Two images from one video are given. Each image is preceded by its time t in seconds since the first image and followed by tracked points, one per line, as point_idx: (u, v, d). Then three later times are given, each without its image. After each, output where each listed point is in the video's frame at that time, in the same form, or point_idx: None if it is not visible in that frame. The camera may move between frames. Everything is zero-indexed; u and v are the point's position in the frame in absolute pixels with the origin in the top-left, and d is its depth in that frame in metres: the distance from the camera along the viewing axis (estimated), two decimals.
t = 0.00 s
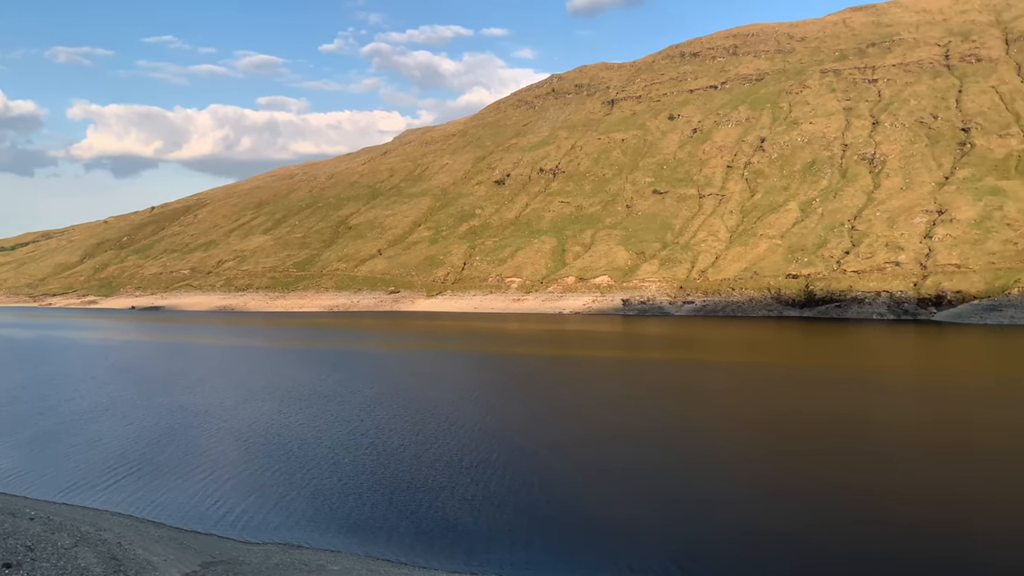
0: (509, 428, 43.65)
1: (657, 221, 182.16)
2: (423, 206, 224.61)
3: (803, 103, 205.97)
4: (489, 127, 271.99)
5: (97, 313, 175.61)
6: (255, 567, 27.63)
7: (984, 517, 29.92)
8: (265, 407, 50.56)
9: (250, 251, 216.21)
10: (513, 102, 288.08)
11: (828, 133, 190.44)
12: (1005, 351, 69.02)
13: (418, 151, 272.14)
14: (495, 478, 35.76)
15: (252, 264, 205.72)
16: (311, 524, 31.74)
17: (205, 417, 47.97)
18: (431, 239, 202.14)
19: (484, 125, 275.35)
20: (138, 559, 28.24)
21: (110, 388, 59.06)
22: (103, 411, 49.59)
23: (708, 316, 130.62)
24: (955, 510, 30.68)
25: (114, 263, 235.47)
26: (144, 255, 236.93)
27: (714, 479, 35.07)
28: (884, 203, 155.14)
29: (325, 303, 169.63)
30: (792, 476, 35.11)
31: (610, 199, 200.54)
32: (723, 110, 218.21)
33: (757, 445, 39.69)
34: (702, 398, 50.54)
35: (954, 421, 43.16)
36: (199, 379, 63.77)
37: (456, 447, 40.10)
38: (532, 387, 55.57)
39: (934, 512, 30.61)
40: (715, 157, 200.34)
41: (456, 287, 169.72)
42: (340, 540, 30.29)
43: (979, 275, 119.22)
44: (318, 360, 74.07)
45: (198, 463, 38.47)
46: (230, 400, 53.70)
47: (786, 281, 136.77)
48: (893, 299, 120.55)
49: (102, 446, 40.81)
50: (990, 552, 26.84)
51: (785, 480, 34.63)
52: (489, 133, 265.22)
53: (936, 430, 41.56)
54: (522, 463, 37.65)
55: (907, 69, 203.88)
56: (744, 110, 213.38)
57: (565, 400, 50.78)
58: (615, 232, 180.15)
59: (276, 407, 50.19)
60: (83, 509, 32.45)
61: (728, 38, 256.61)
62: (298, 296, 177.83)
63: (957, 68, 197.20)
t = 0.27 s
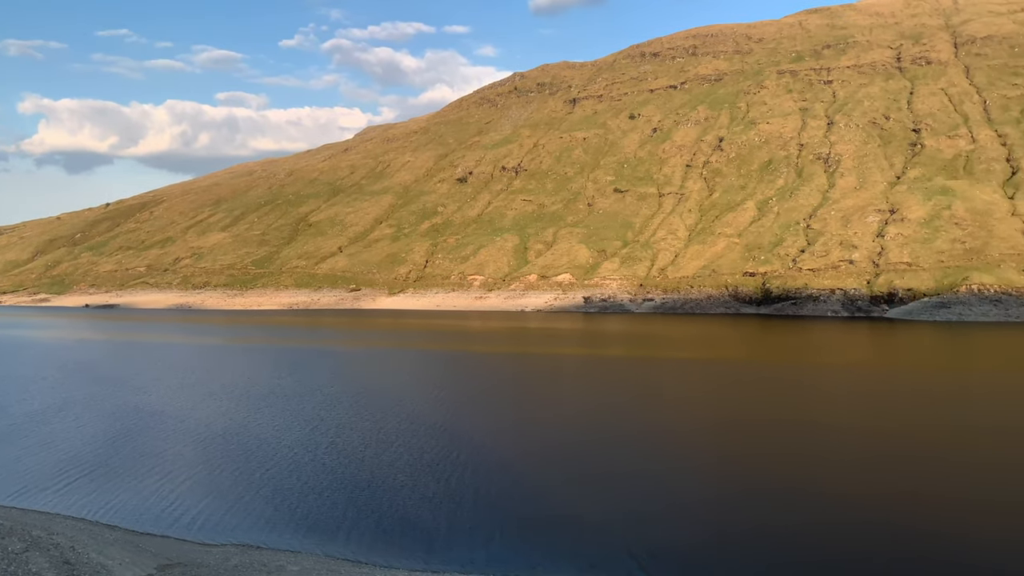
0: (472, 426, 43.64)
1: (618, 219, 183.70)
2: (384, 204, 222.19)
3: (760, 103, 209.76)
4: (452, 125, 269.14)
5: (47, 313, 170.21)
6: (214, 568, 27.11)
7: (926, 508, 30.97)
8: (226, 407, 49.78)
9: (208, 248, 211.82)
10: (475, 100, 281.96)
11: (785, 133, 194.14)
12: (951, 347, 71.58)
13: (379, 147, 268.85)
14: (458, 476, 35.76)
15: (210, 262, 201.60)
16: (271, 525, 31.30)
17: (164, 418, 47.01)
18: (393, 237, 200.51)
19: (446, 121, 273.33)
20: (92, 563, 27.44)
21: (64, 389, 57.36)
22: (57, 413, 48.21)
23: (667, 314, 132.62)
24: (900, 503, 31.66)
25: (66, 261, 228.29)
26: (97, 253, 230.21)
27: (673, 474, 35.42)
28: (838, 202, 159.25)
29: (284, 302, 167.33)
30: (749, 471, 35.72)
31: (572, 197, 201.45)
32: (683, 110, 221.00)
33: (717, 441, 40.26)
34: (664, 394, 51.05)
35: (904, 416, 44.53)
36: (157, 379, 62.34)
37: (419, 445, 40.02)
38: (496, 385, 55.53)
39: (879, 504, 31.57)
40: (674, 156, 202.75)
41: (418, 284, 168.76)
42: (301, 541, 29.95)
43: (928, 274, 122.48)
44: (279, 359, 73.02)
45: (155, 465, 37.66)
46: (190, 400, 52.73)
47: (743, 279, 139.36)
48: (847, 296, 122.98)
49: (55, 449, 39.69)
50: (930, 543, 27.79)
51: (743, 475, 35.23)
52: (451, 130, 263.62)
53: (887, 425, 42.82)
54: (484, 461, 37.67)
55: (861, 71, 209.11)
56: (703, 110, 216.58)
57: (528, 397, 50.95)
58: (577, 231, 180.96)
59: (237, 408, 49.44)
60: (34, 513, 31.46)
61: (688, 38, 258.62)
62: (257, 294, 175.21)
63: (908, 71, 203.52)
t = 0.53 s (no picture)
0: (433, 424, 43.47)
1: (578, 216, 185.04)
2: (344, 200, 219.62)
3: (717, 103, 213.48)
4: (412, 121, 267.05)
5: None
6: (169, 570, 26.41)
7: (892, 499, 30.89)
8: (183, 408, 48.74)
9: (163, 245, 207.18)
10: (436, 96, 279.70)
11: (741, 132, 197.46)
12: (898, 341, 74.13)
13: (338, 143, 265.16)
14: (419, 473, 35.56)
15: (165, 258, 197.22)
16: (229, 527, 30.67)
17: (119, 419, 45.81)
18: (352, 233, 198.68)
19: (406, 117, 270.94)
20: (41, 566, 26.46)
21: (13, 391, 55.35)
22: (5, 415, 46.58)
23: (626, 310, 134.07)
24: (866, 493, 31.62)
25: (13, 258, 220.47)
26: (47, 249, 222.87)
27: (635, 467, 35.54)
28: (793, 200, 162.98)
29: (241, 299, 164.67)
30: (709, 463, 35.90)
31: (533, 194, 202.02)
32: (642, 109, 223.44)
33: (678, 435, 40.59)
34: (626, 391, 51.39)
35: (859, 410, 45.45)
36: (111, 379, 60.67)
37: (380, 444, 39.71)
38: (457, 383, 55.38)
39: (845, 495, 31.51)
40: (633, 155, 204.94)
41: (378, 282, 167.70)
42: (260, 542, 29.40)
43: (880, 270, 126.69)
44: (236, 358, 71.74)
45: (108, 468, 36.67)
46: (146, 401, 51.49)
47: (699, 276, 141.78)
48: (801, 293, 126.30)
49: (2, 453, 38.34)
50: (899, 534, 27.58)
51: (703, 468, 35.38)
52: (412, 126, 261.74)
53: (844, 418, 43.70)
54: (445, 458, 37.50)
55: (815, 71, 216.80)
56: (661, 109, 219.48)
57: (491, 395, 50.89)
58: (537, 228, 181.81)
59: (195, 408, 48.45)
60: None
61: (646, 37, 261.29)
62: (213, 292, 172.11)
63: (861, 72, 211.93)
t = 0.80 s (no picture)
0: (393, 422, 43.30)
1: (537, 215, 185.91)
2: (301, 197, 216.58)
3: (674, 103, 216.26)
4: (371, 117, 264.44)
5: None
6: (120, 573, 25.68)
7: (847, 493, 31.54)
8: (137, 408, 47.62)
9: (116, 242, 202.08)
10: (394, 92, 279.55)
11: (697, 132, 200.31)
12: (848, 337, 76.37)
13: (295, 139, 261.15)
14: (377, 471, 35.38)
15: (118, 256, 192.34)
16: (184, 529, 29.98)
17: (69, 421, 44.50)
18: (310, 231, 196.43)
19: (365, 113, 268.48)
20: None
21: None
22: None
23: (584, 308, 135.05)
24: (823, 487, 32.24)
25: None
26: None
27: (594, 465, 35.66)
28: (747, 199, 165.86)
29: (195, 297, 161.51)
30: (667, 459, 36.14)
31: (492, 192, 202.24)
32: (600, 108, 225.30)
33: (636, 431, 41.05)
34: (587, 389, 51.75)
35: (813, 405, 46.35)
36: (60, 380, 58.84)
37: (339, 443, 39.42)
38: (417, 382, 55.15)
39: (796, 490, 32.09)
40: (592, 153, 206.20)
41: (336, 280, 166.16)
42: (215, 543, 28.79)
43: (830, 268, 129.93)
44: (190, 358, 70.29)
45: (56, 471, 35.59)
46: (97, 401, 50.12)
47: (656, 274, 143.62)
48: (755, 290, 128.57)
49: None
50: (853, 529, 28.01)
51: (661, 464, 35.61)
52: (370, 123, 259.31)
53: (796, 413, 44.64)
54: (404, 455, 37.38)
55: (770, 72, 220.82)
56: (619, 108, 221.41)
57: (450, 394, 50.79)
58: (497, 226, 182.75)
59: (149, 409, 47.36)
60: None
61: (605, 37, 263.14)
62: (167, 289, 168.48)
63: (814, 73, 216.79)
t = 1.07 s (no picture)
0: (352, 422, 43.02)
1: (498, 213, 186.14)
2: (258, 194, 212.99)
3: (632, 103, 218.41)
4: (329, 115, 261.40)
5: None
6: None
7: (803, 486, 32.05)
8: (89, 411, 46.53)
9: (66, 240, 196.39)
10: (353, 90, 277.43)
11: (655, 133, 202.50)
12: (801, 335, 78.32)
13: (251, 136, 256.31)
14: (334, 470, 35.15)
15: (68, 254, 186.94)
16: (136, 533, 29.36)
17: (19, 425, 43.24)
18: (267, 229, 193.57)
19: (323, 111, 265.30)
20: None
21: None
22: None
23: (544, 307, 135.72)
24: (780, 480, 32.74)
25: None
26: None
27: (553, 463, 35.66)
28: (703, 199, 168.08)
29: (149, 297, 158.05)
30: (627, 456, 36.20)
31: (452, 190, 201.81)
32: (559, 108, 226.42)
33: (595, 427, 41.35)
34: (548, 387, 51.95)
35: (771, 400, 46.97)
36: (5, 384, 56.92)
37: (297, 443, 39.05)
38: (377, 382, 54.86)
39: (753, 483, 32.53)
40: (552, 153, 206.98)
41: (293, 279, 164.11)
42: (168, 547, 28.19)
43: (784, 268, 132.60)
44: (143, 358, 68.78)
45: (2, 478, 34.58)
46: (47, 403, 48.71)
47: (615, 273, 144.80)
48: (711, 289, 130.36)
49: None
50: (802, 523, 28.35)
51: (621, 460, 35.67)
52: (328, 120, 256.17)
53: (755, 408, 45.24)
54: (362, 455, 37.17)
55: (725, 74, 224.39)
56: (578, 109, 222.85)
57: (411, 393, 50.57)
58: (457, 225, 182.82)
59: (102, 411, 46.25)
60: None
61: (564, 37, 264.65)
62: (119, 289, 164.46)
63: (768, 76, 221.15)
